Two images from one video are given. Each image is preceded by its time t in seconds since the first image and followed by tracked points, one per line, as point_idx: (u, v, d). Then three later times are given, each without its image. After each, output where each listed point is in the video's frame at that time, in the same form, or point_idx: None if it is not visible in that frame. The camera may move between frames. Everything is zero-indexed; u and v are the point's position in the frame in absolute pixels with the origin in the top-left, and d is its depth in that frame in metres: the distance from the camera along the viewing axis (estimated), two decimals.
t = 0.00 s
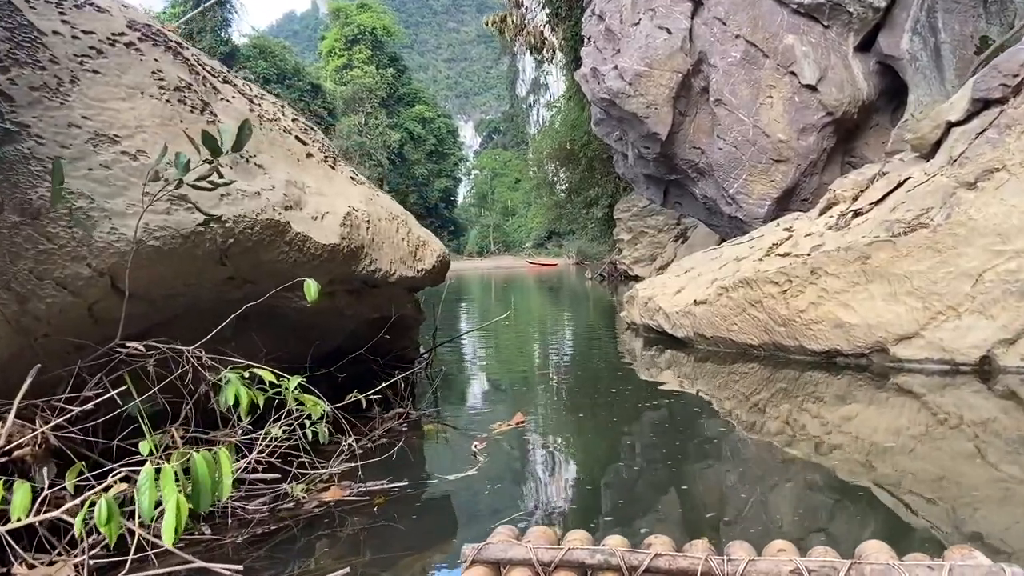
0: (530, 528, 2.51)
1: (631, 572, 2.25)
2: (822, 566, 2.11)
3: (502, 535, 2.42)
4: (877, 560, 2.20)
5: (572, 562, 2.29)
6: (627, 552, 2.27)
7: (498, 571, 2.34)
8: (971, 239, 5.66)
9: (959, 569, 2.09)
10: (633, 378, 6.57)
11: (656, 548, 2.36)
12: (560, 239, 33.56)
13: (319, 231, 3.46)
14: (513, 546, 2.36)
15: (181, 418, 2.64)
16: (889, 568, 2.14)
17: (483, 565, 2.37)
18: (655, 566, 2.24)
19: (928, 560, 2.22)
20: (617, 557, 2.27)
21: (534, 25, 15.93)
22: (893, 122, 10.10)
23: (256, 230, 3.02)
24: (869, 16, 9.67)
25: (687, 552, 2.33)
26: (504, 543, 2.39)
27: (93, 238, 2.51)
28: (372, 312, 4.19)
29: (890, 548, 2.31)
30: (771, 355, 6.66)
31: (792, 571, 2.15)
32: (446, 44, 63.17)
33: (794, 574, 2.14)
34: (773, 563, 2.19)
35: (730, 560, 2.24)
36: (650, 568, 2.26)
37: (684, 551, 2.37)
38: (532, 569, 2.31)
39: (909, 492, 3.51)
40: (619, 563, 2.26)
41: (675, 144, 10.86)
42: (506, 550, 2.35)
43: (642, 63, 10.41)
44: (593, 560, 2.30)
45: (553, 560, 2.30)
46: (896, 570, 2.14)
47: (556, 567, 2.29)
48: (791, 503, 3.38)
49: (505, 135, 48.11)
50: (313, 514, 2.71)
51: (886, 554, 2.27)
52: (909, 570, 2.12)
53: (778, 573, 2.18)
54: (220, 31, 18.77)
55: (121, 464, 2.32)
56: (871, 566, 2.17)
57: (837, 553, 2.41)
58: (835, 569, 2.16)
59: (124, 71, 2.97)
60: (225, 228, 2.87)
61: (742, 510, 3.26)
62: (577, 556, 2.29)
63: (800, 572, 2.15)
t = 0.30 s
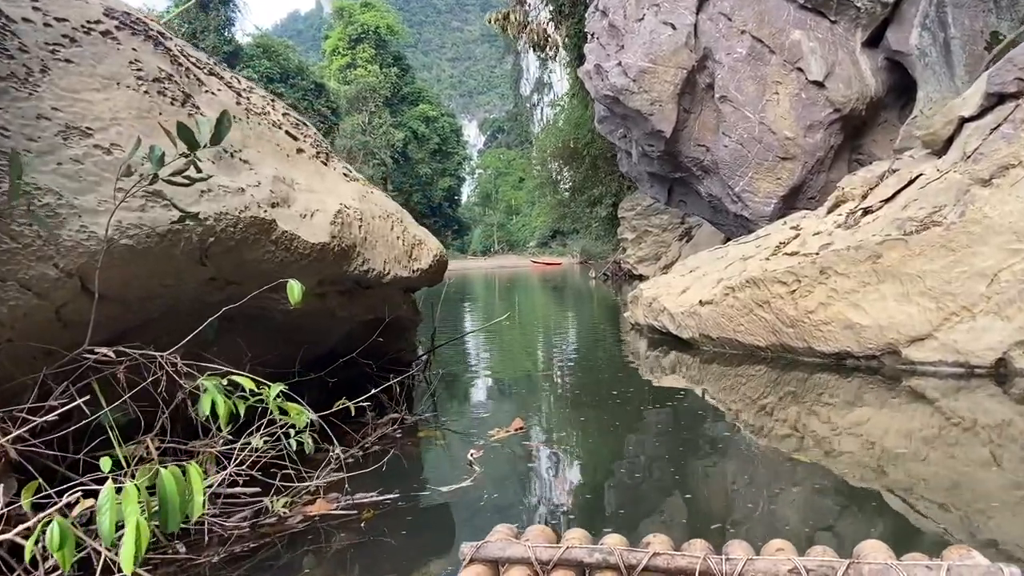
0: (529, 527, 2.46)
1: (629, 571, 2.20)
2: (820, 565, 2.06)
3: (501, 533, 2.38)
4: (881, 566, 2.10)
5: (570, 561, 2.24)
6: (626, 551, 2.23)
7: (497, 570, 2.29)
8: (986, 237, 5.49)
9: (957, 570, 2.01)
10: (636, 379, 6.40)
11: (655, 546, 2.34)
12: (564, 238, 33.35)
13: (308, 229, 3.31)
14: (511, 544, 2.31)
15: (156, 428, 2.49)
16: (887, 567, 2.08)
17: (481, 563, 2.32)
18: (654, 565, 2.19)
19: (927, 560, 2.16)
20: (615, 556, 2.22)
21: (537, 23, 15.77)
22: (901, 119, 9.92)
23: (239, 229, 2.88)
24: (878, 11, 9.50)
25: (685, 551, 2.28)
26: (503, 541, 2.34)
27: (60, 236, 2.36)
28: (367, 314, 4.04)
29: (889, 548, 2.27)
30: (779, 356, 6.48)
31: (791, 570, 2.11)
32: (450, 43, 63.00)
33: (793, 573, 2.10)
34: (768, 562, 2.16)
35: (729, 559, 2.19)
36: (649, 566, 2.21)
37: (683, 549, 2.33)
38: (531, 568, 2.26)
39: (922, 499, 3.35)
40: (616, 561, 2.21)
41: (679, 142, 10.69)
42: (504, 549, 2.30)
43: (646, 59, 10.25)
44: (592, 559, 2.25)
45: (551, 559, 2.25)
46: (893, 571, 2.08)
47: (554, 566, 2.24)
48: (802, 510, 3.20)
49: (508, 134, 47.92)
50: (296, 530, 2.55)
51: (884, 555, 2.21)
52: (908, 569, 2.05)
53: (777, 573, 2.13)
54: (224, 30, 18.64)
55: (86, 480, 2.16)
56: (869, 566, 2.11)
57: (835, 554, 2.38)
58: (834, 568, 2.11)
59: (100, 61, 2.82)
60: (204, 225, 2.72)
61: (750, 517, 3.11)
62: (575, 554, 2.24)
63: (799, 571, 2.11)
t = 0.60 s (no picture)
0: (529, 526, 2.46)
1: (628, 570, 2.20)
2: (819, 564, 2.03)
3: (500, 531, 2.37)
4: None
5: (570, 559, 2.24)
6: (625, 550, 2.22)
7: (495, 570, 2.28)
8: (1002, 235, 5.30)
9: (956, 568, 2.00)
10: (641, 381, 6.22)
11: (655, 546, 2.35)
12: (569, 237, 33.16)
13: (297, 227, 3.16)
14: (511, 543, 2.30)
15: (130, 438, 2.34)
16: (886, 566, 2.07)
17: (480, 562, 2.31)
18: (653, 563, 2.18)
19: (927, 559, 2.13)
20: (614, 555, 2.21)
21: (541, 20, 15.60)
22: (910, 115, 9.71)
23: (222, 227, 2.73)
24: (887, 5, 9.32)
25: (684, 549, 2.27)
26: (502, 539, 2.34)
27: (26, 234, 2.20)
28: (361, 316, 3.89)
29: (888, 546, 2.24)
30: (787, 358, 6.30)
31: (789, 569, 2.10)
32: (454, 43, 62.83)
33: (792, 573, 2.08)
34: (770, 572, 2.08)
35: (728, 557, 2.18)
36: (648, 566, 2.20)
37: (682, 549, 2.32)
38: (530, 567, 2.26)
39: (941, 508, 3.17)
40: (616, 560, 2.21)
41: (685, 140, 10.50)
42: (503, 547, 2.30)
43: (651, 55, 10.07)
44: (592, 558, 2.25)
45: (550, 558, 2.25)
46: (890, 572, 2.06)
47: (553, 564, 2.24)
48: (814, 522, 3.03)
49: (512, 133, 47.69)
50: (280, 547, 2.40)
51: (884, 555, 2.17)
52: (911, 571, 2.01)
53: (776, 572, 2.12)
54: (228, 29, 18.46)
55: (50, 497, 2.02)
56: (870, 565, 2.08)
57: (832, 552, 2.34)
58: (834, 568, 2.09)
59: (74, 49, 2.67)
60: (183, 223, 2.57)
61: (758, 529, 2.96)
62: (574, 554, 2.23)
63: (799, 570, 2.10)
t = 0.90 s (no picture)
0: (531, 525, 2.41)
1: (631, 569, 2.12)
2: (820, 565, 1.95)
3: (502, 531, 2.32)
4: None
5: (571, 558, 2.17)
6: (627, 548, 2.15)
7: (498, 569, 2.22)
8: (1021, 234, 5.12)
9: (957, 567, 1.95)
10: (646, 383, 6.05)
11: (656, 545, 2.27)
12: (573, 237, 32.96)
13: (285, 225, 3.00)
14: (512, 542, 2.25)
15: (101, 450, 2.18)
16: (889, 565, 2.01)
17: (482, 561, 2.25)
18: (655, 563, 2.10)
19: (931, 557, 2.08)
20: (616, 553, 2.14)
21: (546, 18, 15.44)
22: (920, 113, 9.50)
23: (202, 225, 2.58)
24: None
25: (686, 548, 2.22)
26: (504, 538, 2.28)
27: None
28: (354, 318, 3.73)
29: (890, 545, 2.20)
30: (797, 360, 6.12)
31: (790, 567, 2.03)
32: (459, 42, 62.67)
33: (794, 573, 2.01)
34: None
35: (729, 556, 2.11)
36: (650, 565, 2.12)
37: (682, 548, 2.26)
38: (532, 566, 2.20)
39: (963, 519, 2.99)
40: (617, 559, 2.14)
41: (691, 137, 10.32)
42: (504, 546, 2.24)
43: (656, 51, 9.90)
44: (594, 557, 2.18)
45: (552, 557, 2.19)
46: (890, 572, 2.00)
47: (555, 564, 2.18)
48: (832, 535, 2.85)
49: (517, 132, 47.43)
50: (261, 567, 2.23)
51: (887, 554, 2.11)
52: None
53: (777, 571, 2.04)
54: (232, 28, 18.30)
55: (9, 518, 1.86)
56: (872, 564, 2.02)
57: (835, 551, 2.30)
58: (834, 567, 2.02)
59: (46, 35, 2.51)
60: (160, 220, 2.42)
61: (765, 530, 2.89)
62: (575, 552, 2.17)
63: (801, 570, 2.02)
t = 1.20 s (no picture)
0: (531, 526, 2.40)
1: (631, 569, 2.10)
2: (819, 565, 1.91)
3: (502, 531, 2.31)
4: None
5: (571, 557, 2.15)
6: (627, 547, 2.13)
7: (498, 568, 2.20)
8: None
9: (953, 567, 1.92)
10: (651, 385, 5.90)
11: (656, 544, 2.22)
12: (578, 236, 32.77)
13: (271, 223, 2.86)
14: (512, 541, 2.23)
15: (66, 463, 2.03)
16: (888, 564, 1.96)
17: (482, 561, 2.24)
18: (655, 562, 2.07)
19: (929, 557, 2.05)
20: (616, 552, 2.12)
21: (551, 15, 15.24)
22: (930, 109, 9.28)
23: (180, 222, 2.43)
24: None
25: (685, 547, 2.20)
26: (504, 538, 2.27)
27: None
28: (347, 320, 3.58)
29: (890, 545, 2.16)
30: (807, 363, 5.95)
31: (790, 566, 2.00)
32: (464, 41, 62.50)
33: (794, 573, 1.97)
34: None
35: (728, 556, 2.08)
36: (650, 564, 2.09)
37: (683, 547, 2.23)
38: (532, 565, 2.18)
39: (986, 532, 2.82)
40: (617, 558, 2.11)
41: (697, 134, 10.13)
42: (504, 545, 2.23)
43: (661, 46, 9.72)
44: (593, 555, 2.16)
45: (552, 556, 2.17)
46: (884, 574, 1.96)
47: (555, 563, 2.16)
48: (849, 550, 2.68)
49: (521, 132, 47.22)
50: None
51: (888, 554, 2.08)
52: None
53: (777, 571, 2.01)
54: (237, 27, 18.09)
55: None
56: (871, 564, 1.98)
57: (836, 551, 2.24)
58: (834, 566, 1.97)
59: (12, 21, 2.36)
60: (132, 218, 2.27)
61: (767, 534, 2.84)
62: (575, 550, 2.15)
63: (801, 570, 1.99)
